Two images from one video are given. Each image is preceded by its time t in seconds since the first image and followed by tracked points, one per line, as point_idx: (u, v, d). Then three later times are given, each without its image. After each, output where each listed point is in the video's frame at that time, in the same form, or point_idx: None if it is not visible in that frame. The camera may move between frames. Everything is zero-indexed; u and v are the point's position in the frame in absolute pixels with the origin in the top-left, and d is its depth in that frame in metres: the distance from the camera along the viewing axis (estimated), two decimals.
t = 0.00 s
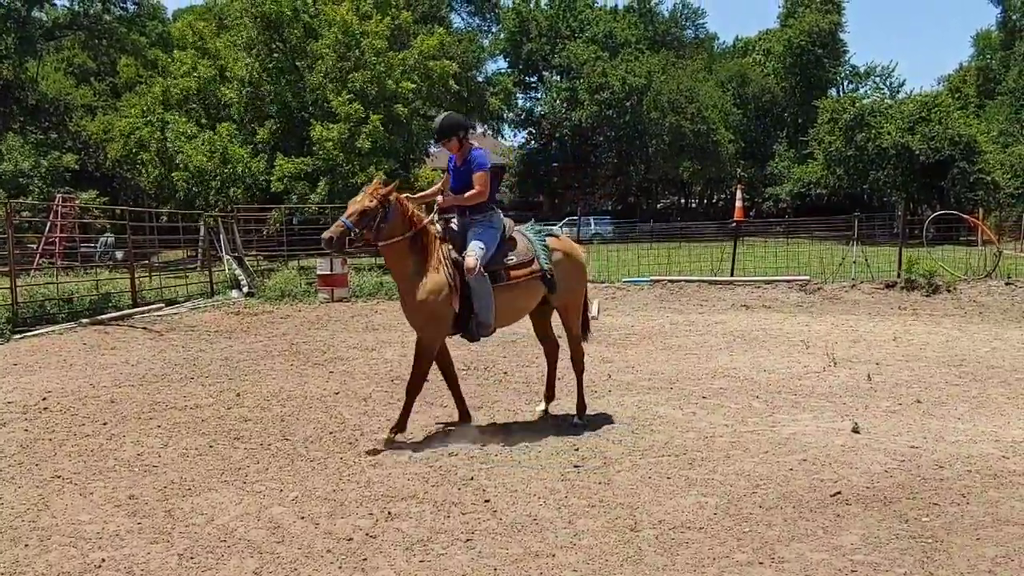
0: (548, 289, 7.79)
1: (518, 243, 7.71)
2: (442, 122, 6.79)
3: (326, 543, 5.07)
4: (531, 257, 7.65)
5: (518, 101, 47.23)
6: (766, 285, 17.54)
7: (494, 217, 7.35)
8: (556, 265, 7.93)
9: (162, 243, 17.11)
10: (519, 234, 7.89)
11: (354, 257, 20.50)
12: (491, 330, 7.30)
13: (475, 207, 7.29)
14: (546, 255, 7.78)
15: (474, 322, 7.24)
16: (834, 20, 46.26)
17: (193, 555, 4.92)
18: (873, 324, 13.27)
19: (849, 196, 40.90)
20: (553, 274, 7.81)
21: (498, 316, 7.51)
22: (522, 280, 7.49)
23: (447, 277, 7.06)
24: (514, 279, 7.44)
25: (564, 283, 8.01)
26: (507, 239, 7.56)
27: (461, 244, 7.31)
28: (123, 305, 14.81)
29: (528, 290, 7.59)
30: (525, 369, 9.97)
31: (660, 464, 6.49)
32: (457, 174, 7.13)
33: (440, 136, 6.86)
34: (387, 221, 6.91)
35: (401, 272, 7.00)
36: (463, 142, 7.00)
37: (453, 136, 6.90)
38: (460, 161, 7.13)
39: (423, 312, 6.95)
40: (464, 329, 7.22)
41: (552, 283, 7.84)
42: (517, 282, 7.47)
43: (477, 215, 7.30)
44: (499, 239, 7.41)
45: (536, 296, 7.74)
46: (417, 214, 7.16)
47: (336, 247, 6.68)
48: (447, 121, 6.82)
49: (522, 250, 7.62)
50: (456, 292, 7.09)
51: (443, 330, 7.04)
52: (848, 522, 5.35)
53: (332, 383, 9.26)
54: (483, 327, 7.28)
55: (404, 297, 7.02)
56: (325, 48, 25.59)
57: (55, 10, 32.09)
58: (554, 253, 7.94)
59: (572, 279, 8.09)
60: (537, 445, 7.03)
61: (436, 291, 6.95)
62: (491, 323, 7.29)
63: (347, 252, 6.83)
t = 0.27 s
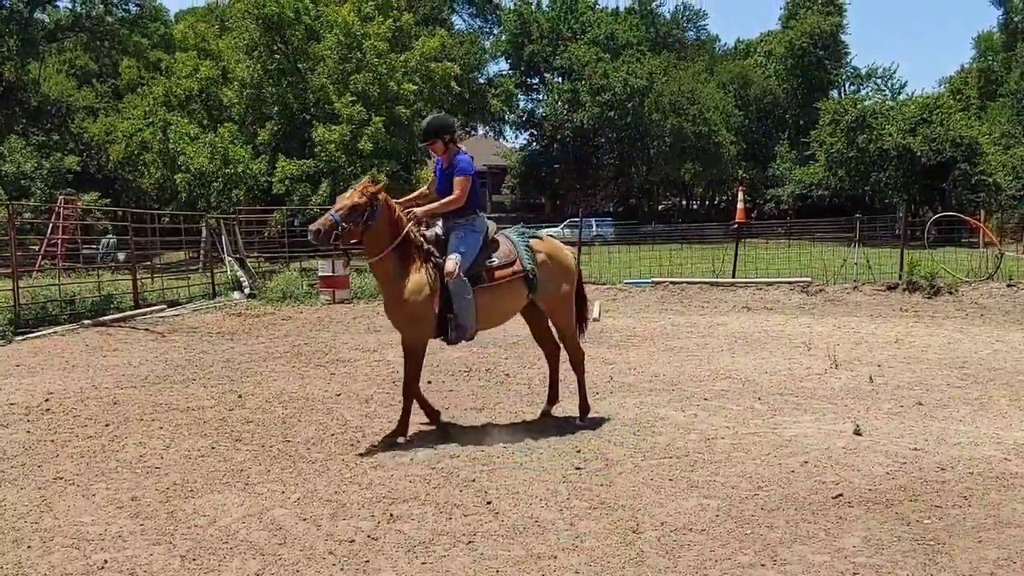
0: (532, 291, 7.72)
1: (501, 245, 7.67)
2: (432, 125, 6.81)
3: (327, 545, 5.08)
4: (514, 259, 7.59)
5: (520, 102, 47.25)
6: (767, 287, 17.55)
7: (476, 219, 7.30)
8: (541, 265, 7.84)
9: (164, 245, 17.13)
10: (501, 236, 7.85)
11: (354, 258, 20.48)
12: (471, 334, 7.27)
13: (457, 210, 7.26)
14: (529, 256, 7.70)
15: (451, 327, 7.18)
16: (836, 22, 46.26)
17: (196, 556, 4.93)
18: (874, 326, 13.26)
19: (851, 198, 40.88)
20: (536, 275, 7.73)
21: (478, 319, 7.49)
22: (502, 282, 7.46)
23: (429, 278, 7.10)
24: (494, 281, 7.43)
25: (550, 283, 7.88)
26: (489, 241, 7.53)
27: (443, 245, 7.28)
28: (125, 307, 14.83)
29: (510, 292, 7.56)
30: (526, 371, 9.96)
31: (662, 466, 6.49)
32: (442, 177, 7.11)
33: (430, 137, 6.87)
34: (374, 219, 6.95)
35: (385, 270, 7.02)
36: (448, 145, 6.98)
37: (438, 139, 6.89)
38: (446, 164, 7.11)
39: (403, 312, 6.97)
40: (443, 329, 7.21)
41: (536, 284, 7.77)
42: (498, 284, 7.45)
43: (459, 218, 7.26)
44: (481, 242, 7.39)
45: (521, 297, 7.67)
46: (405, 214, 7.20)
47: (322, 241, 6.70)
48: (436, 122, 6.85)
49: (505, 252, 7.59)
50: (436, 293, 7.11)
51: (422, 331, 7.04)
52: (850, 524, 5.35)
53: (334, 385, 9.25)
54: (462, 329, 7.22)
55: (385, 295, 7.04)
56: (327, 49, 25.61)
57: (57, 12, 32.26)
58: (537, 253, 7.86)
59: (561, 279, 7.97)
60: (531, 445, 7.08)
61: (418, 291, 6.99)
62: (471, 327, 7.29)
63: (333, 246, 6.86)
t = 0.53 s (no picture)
0: (521, 294, 7.66)
1: (488, 248, 7.63)
2: (415, 136, 6.82)
3: (331, 546, 5.08)
4: (501, 261, 7.55)
5: (522, 104, 47.28)
6: (769, 288, 17.55)
7: (462, 223, 7.31)
8: (529, 270, 7.73)
9: (166, 247, 17.15)
10: (488, 240, 7.81)
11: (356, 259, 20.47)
12: (463, 335, 7.24)
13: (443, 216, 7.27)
14: (516, 258, 7.61)
15: (445, 326, 7.17)
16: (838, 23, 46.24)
17: (198, 557, 4.94)
18: (877, 327, 13.25)
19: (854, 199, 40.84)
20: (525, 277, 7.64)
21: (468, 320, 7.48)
22: (490, 284, 7.43)
23: (416, 279, 7.10)
24: (483, 283, 7.39)
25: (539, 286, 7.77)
26: (476, 244, 7.51)
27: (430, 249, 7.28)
28: (128, 308, 14.86)
29: (498, 295, 7.51)
30: (529, 373, 9.95)
31: (665, 468, 6.49)
32: (428, 184, 7.15)
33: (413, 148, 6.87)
34: (357, 224, 6.97)
35: (370, 274, 7.02)
36: (433, 155, 7.03)
37: (424, 148, 6.91)
38: (431, 172, 7.13)
39: (392, 313, 6.96)
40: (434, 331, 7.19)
41: (525, 286, 7.68)
42: (485, 286, 7.41)
43: (445, 223, 7.25)
44: (469, 245, 7.38)
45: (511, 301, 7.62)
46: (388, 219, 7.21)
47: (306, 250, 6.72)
48: (425, 131, 6.86)
49: (491, 254, 7.56)
50: (424, 295, 7.10)
51: (412, 332, 7.02)
52: (853, 525, 5.35)
53: (336, 387, 9.25)
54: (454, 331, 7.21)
55: (373, 299, 7.03)
56: (330, 51, 25.65)
57: (60, 13, 32.45)
58: (525, 257, 7.74)
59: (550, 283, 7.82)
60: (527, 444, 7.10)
61: (405, 292, 6.98)
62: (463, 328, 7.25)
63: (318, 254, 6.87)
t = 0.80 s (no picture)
0: (510, 294, 7.77)
1: (477, 249, 7.74)
2: (402, 139, 6.80)
3: (336, 546, 5.09)
4: (490, 261, 7.66)
5: (526, 104, 47.29)
6: (774, 289, 17.53)
7: (451, 223, 7.36)
8: (517, 271, 7.88)
9: (171, 247, 17.17)
10: (477, 242, 7.92)
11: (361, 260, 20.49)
12: (451, 333, 7.25)
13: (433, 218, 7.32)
14: (505, 259, 7.76)
15: (432, 324, 7.17)
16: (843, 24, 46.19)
17: (204, 557, 4.94)
18: (882, 328, 13.24)
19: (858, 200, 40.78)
20: (515, 278, 7.80)
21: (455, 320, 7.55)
22: (478, 284, 7.53)
23: (405, 277, 7.13)
24: (471, 283, 7.49)
25: (527, 287, 7.91)
26: (465, 246, 7.60)
27: (420, 247, 7.27)
28: (133, 308, 14.89)
29: (486, 294, 7.61)
30: (534, 374, 9.97)
31: (670, 468, 6.49)
32: (416, 186, 7.17)
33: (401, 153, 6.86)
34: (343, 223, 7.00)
35: (359, 272, 7.07)
36: (420, 158, 7.03)
37: (411, 153, 6.91)
38: (418, 173, 7.14)
39: (380, 312, 7.02)
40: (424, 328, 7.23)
41: (513, 286, 7.81)
42: (474, 285, 7.50)
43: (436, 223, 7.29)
44: (459, 245, 7.45)
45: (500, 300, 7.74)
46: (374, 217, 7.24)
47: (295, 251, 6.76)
48: (407, 137, 6.85)
49: (481, 255, 7.67)
50: (414, 293, 7.13)
51: (400, 330, 7.04)
52: (858, 526, 5.34)
53: (341, 387, 9.26)
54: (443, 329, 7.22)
55: (362, 298, 7.11)
56: (334, 52, 25.69)
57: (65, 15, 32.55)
58: (514, 258, 7.92)
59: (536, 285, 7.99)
60: (533, 445, 7.12)
61: (393, 290, 7.02)
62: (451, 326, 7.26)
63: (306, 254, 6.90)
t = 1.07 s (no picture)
0: (493, 296, 7.81)
1: (464, 253, 7.79)
2: (397, 141, 6.80)
3: (344, 546, 5.10)
4: (474, 265, 7.73)
5: (532, 105, 47.29)
6: (782, 290, 17.49)
7: (440, 226, 7.36)
8: (500, 273, 7.92)
9: (179, 247, 17.20)
10: (465, 245, 7.98)
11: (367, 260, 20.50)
12: (431, 336, 7.28)
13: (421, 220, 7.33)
14: (488, 262, 7.83)
15: (414, 327, 7.21)
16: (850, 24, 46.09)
17: (212, 557, 4.95)
18: (890, 329, 13.19)
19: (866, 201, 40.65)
20: (498, 280, 7.85)
21: (438, 322, 7.59)
22: (462, 287, 7.58)
23: (390, 279, 7.14)
24: (455, 286, 7.54)
25: (511, 289, 7.94)
26: (454, 249, 7.64)
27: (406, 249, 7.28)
28: (140, 309, 14.93)
29: (469, 297, 7.66)
30: (540, 374, 9.97)
31: (678, 469, 6.48)
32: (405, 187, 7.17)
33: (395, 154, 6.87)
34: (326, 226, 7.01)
35: (345, 274, 7.10)
36: (409, 159, 7.02)
37: (400, 154, 6.91)
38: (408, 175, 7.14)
39: (365, 313, 7.06)
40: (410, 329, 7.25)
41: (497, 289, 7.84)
42: (457, 289, 7.56)
43: (424, 226, 7.29)
44: (446, 248, 7.46)
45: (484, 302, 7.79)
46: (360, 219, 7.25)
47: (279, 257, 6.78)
48: (393, 141, 6.85)
49: (467, 259, 7.73)
50: (399, 295, 7.15)
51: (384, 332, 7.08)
52: (867, 527, 5.32)
53: (349, 387, 9.27)
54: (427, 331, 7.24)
55: (347, 300, 7.14)
56: (341, 53, 25.74)
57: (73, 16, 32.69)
58: (497, 261, 7.97)
59: (521, 287, 8.00)
60: (542, 445, 7.12)
61: (377, 292, 7.03)
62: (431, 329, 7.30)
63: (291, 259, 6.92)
